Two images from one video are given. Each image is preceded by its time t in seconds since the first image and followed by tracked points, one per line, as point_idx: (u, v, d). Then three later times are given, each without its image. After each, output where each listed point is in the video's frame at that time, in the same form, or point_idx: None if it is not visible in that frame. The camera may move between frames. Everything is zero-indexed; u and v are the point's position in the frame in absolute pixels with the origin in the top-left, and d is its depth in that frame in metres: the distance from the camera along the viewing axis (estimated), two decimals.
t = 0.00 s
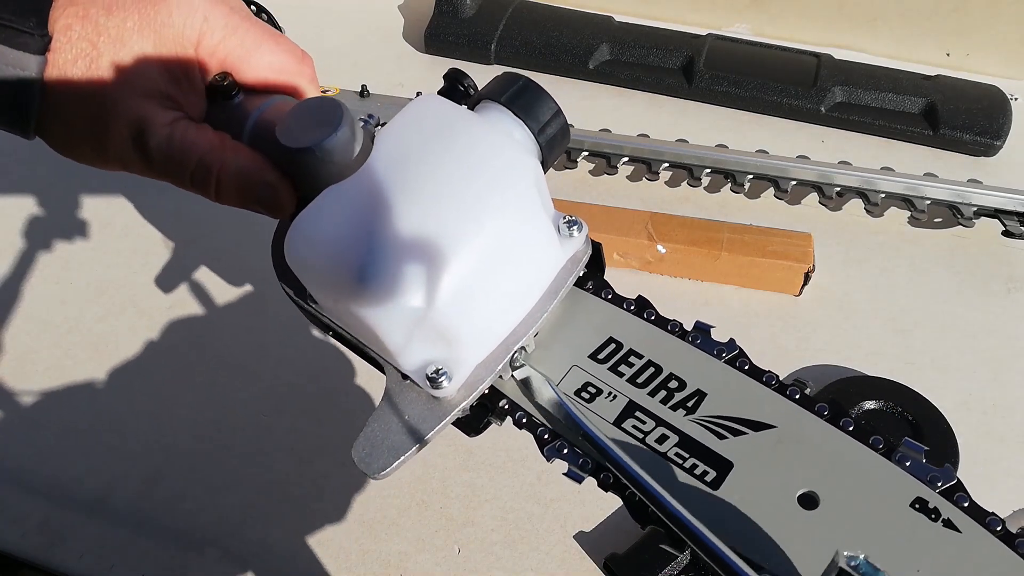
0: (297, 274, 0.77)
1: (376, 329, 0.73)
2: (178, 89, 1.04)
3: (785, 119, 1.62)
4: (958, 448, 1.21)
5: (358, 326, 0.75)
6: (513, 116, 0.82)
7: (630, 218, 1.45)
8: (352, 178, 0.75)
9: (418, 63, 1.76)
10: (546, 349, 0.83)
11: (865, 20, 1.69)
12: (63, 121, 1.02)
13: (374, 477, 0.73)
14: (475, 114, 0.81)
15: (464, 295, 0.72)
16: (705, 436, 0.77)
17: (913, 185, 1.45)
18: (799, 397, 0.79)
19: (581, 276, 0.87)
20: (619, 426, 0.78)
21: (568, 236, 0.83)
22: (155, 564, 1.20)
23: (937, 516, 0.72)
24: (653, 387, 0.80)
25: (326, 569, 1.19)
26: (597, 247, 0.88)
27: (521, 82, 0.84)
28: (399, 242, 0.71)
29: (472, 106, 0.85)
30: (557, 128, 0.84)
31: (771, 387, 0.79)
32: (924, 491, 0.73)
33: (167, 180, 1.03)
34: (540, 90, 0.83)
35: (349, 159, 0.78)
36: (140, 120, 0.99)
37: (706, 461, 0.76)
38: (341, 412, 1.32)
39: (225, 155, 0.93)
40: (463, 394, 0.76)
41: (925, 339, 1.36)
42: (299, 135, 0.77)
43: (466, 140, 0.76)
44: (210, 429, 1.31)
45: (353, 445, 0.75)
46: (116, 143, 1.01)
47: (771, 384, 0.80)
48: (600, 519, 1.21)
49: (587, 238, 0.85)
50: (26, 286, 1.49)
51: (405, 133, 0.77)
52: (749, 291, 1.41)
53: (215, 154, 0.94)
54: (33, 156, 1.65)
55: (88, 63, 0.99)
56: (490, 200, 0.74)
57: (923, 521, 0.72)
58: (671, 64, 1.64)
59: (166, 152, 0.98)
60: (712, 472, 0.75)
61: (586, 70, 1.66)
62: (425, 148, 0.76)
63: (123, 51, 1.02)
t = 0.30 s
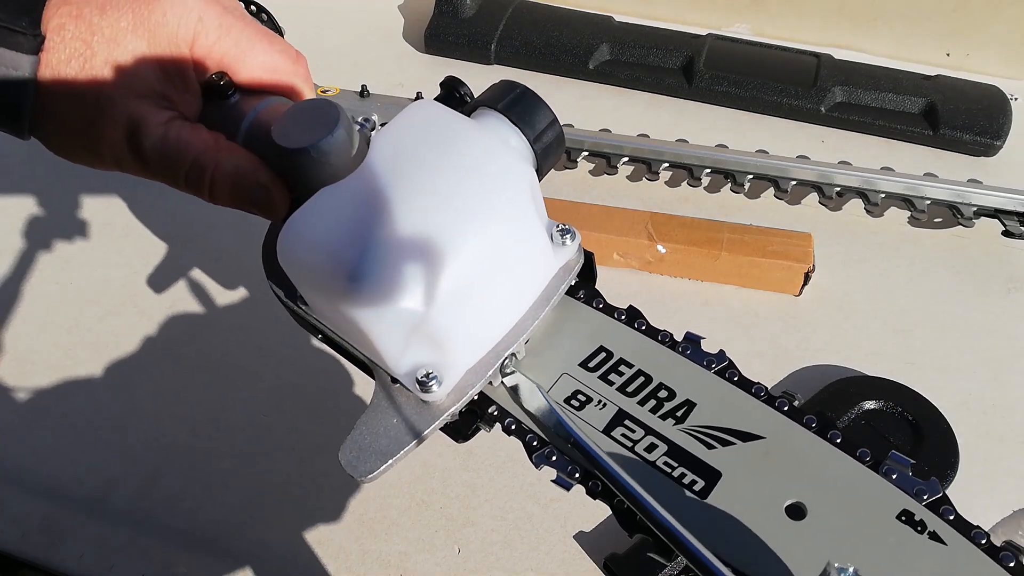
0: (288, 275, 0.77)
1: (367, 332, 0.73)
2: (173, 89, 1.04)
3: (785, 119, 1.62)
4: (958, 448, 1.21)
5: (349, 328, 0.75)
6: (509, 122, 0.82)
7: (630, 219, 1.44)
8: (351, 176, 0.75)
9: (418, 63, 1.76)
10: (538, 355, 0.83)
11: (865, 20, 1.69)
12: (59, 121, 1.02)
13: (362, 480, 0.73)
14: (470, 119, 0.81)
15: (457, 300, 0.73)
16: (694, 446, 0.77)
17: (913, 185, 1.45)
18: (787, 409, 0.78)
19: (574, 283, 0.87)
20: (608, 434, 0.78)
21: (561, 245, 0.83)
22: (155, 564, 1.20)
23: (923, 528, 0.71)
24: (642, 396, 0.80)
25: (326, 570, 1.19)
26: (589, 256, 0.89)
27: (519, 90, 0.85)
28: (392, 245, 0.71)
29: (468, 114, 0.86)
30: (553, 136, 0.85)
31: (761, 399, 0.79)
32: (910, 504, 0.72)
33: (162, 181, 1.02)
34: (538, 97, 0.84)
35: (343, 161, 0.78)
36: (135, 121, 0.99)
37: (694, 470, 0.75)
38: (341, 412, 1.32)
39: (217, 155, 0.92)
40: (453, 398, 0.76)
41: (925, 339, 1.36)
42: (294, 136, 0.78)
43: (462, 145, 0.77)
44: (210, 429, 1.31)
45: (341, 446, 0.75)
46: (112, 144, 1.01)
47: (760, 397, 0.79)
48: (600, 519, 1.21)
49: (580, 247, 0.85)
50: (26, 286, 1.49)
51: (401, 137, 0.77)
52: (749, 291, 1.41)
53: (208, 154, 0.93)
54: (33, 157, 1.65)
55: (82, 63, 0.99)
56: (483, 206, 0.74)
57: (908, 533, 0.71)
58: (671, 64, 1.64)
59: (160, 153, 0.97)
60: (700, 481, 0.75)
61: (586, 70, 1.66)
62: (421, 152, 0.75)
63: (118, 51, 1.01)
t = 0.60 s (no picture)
0: (287, 273, 0.76)
1: (365, 329, 0.73)
2: (174, 89, 1.04)
3: (785, 119, 1.62)
4: (958, 449, 1.21)
5: (348, 325, 0.75)
6: (505, 122, 0.82)
7: (630, 219, 1.44)
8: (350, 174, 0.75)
9: (418, 63, 1.76)
10: (535, 353, 0.83)
11: (865, 20, 1.69)
12: (57, 118, 1.01)
13: (360, 478, 0.72)
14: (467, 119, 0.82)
15: (454, 297, 0.73)
16: (690, 441, 0.77)
17: (913, 185, 1.45)
18: (781, 404, 0.78)
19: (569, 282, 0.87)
20: (605, 430, 0.78)
21: (557, 244, 0.84)
22: (155, 564, 1.20)
23: (915, 520, 0.72)
24: (639, 393, 0.80)
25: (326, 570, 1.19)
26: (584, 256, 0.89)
27: (514, 92, 0.85)
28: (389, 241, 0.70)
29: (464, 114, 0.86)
30: (549, 136, 0.85)
31: (755, 396, 0.79)
32: (902, 497, 0.73)
33: (160, 180, 1.02)
34: (533, 97, 0.84)
35: (341, 162, 0.78)
36: (135, 119, 0.98)
37: (690, 464, 0.75)
38: (341, 412, 1.32)
39: (217, 154, 0.92)
40: (451, 396, 0.76)
41: (925, 340, 1.36)
42: (293, 136, 0.78)
43: (459, 143, 0.77)
44: (210, 429, 1.31)
45: (339, 445, 0.74)
46: (111, 142, 1.01)
47: (754, 392, 0.79)
48: (600, 519, 1.21)
49: (576, 246, 0.86)
50: (26, 286, 1.49)
51: (398, 135, 0.77)
52: (749, 291, 1.41)
53: (207, 154, 0.93)
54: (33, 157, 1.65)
55: (83, 61, 0.99)
56: (481, 203, 0.74)
57: (902, 526, 0.71)
58: (671, 64, 1.64)
59: (160, 151, 0.97)
60: (696, 476, 0.75)
61: (586, 70, 1.66)
62: (418, 150, 0.76)
63: (120, 50, 1.01)
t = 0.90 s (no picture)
0: (276, 276, 0.76)
1: (352, 332, 0.73)
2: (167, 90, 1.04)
3: (785, 119, 1.62)
4: (958, 449, 1.21)
5: (335, 328, 0.75)
6: (496, 125, 0.82)
7: (630, 218, 1.44)
8: (341, 178, 0.75)
9: (418, 63, 1.76)
10: (524, 358, 0.83)
11: (865, 20, 1.69)
12: (50, 119, 1.01)
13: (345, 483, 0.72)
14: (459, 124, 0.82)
15: (442, 302, 0.72)
16: (678, 451, 0.77)
17: (913, 185, 1.45)
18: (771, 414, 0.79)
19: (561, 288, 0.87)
20: (593, 438, 0.78)
21: (549, 249, 0.83)
22: (155, 564, 1.20)
23: (906, 536, 0.72)
24: (627, 401, 0.80)
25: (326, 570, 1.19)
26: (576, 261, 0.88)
27: (506, 95, 0.85)
28: (378, 246, 0.71)
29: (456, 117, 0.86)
30: (541, 139, 0.85)
31: (745, 405, 0.79)
32: (893, 511, 0.72)
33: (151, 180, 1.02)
34: (525, 101, 0.84)
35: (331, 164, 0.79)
36: (127, 120, 0.98)
37: (677, 475, 0.75)
38: (340, 412, 1.32)
39: (208, 156, 0.92)
40: (438, 401, 0.75)
41: (925, 340, 1.36)
42: (281, 139, 0.78)
43: (450, 148, 0.77)
44: (210, 429, 1.31)
45: (324, 449, 0.73)
46: (103, 143, 1.01)
47: (744, 402, 0.80)
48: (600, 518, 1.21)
49: (568, 251, 0.85)
50: (26, 286, 1.49)
51: (390, 139, 0.77)
52: (749, 291, 1.41)
53: (199, 155, 0.93)
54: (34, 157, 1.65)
55: (76, 61, 0.99)
56: (470, 208, 0.74)
57: (892, 541, 0.71)
58: (671, 64, 1.64)
59: (151, 152, 0.97)
60: (684, 486, 0.75)
61: (586, 70, 1.66)
62: (409, 154, 0.76)
63: (112, 51, 1.01)
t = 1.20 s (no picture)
0: (271, 283, 0.76)
1: (346, 340, 0.73)
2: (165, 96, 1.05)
3: (785, 119, 1.62)
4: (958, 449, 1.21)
5: (329, 336, 0.74)
6: (492, 133, 0.83)
7: (629, 218, 1.44)
8: (337, 185, 0.76)
9: (418, 63, 1.76)
10: (519, 365, 0.83)
11: (865, 20, 1.69)
12: (47, 123, 1.01)
13: (339, 490, 0.71)
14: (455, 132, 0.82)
15: (436, 309, 0.73)
16: (672, 460, 0.77)
17: (913, 185, 1.45)
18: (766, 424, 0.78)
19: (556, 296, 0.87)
20: (587, 446, 0.78)
21: (544, 257, 0.82)
22: (155, 564, 1.20)
23: (898, 548, 0.72)
24: (622, 410, 0.80)
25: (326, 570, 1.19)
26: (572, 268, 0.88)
27: (502, 102, 0.85)
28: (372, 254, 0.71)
29: (452, 124, 0.86)
30: (537, 147, 0.85)
31: (739, 414, 0.79)
32: (886, 522, 0.73)
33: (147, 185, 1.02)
34: (521, 109, 0.84)
35: (326, 171, 0.79)
36: (124, 125, 0.98)
37: (671, 484, 0.75)
38: (340, 412, 1.32)
39: (205, 161, 0.93)
40: (432, 409, 0.75)
41: (925, 340, 1.36)
42: (277, 146, 0.79)
43: (445, 156, 0.77)
44: (210, 429, 1.31)
45: (319, 457, 0.73)
46: (99, 147, 1.01)
47: (739, 412, 0.79)
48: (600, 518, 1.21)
49: (563, 258, 0.84)
50: (26, 285, 1.49)
51: (385, 147, 0.77)
52: (749, 291, 1.41)
53: (196, 162, 0.93)
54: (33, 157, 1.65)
55: (73, 66, 0.99)
56: (464, 216, 0.74)
57: (886, 553, 0.71)
58: (671, 64, 1.64)
59: (148, 157, 0.97)
60: (677, 496, 0.75)
61: (585, 70, 1.66)
62: (404, 162, 0.76)
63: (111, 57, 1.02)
